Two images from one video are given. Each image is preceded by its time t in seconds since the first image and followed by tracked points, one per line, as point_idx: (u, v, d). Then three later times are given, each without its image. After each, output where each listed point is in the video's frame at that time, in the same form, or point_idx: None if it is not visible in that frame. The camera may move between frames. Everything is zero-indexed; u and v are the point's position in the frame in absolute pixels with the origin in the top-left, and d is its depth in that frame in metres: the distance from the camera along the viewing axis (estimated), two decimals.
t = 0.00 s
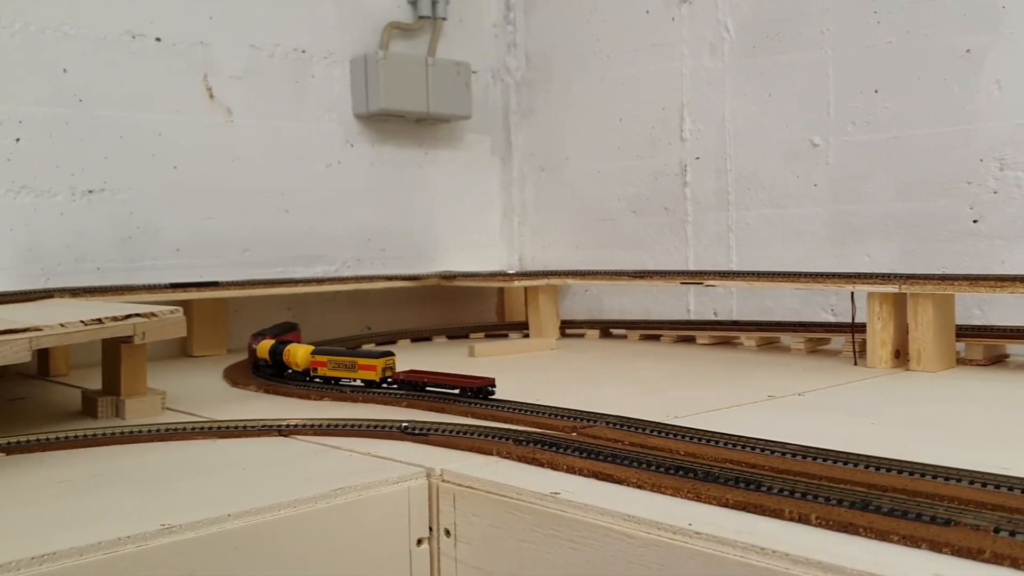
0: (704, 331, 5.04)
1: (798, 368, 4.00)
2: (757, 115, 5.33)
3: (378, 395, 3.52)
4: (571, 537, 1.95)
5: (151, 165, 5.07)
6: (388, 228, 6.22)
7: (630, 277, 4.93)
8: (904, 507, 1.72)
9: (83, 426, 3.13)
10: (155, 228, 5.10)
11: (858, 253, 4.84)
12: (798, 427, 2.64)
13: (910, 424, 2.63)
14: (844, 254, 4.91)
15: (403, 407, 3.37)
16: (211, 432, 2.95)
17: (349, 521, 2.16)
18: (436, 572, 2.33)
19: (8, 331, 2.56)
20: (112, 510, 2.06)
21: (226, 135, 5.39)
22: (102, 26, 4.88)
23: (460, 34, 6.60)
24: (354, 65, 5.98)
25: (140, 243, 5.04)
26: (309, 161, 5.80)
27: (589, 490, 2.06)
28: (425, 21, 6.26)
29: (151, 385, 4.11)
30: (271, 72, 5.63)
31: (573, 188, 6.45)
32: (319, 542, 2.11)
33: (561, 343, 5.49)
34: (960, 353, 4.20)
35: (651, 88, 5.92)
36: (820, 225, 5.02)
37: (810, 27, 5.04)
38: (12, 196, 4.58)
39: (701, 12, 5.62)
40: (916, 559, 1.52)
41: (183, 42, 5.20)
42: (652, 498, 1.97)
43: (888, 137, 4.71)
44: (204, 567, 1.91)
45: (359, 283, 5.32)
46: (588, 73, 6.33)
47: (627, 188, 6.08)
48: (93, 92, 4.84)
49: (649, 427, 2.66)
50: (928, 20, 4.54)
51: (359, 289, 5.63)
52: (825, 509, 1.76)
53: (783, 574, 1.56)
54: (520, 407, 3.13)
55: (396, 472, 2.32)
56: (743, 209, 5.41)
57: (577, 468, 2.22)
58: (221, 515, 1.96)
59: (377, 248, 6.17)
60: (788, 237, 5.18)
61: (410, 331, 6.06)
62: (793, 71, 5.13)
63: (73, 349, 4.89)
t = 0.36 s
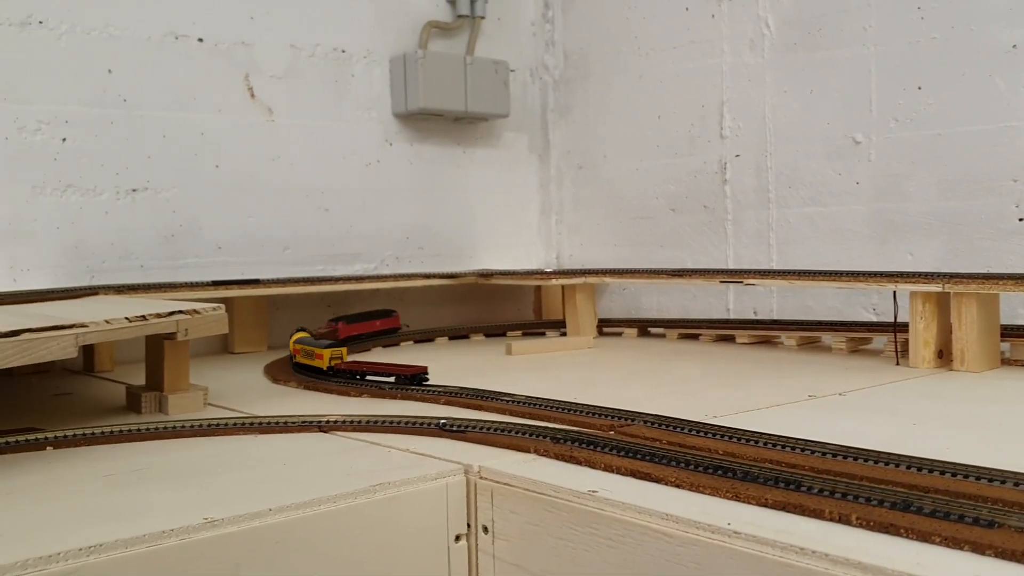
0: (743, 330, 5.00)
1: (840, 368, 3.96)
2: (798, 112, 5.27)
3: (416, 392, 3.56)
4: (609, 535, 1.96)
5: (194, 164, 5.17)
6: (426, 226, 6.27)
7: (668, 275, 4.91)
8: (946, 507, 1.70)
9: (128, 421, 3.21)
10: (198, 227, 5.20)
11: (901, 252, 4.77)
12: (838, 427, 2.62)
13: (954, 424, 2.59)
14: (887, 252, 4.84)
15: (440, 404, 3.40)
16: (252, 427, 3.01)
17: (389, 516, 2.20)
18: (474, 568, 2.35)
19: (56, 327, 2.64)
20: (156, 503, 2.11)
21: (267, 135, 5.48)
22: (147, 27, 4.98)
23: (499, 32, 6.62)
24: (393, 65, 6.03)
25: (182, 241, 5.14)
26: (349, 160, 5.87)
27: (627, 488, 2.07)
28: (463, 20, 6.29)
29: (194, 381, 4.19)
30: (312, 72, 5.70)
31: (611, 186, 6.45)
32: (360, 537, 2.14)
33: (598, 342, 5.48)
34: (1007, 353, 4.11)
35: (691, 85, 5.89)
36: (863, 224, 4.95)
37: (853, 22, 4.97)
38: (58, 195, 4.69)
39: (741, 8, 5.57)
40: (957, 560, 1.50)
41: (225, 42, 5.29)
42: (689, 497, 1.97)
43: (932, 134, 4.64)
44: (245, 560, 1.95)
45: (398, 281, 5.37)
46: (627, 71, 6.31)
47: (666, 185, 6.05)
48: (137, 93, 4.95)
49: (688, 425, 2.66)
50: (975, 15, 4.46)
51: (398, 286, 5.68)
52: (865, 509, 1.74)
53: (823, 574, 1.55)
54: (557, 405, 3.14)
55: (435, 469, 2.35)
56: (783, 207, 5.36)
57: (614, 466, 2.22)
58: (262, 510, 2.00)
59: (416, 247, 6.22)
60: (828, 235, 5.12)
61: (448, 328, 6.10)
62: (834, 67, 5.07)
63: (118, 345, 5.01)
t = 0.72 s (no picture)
0: (762, 330, 4.98)
1: (860, 368, 3.93)
2: (817, 111, 5.24)
3: (434, 392, 3.58)
4: (625, 535, 1.96)
5: (212, 165, 5.21)
6: (444, 226, 6.29)
7: (685, 275, 4.90)
8: (965, 508, 1.69)
9: (147, 420, 3.24)
10: (217, 227, 5.25)
11: (921, 251, 4.74)
12: (857, 427, 2.60)
13: (975, 425, 2.56)
14: (907, 252, 4.81)
15: (458, 403, 3.42)
16: (270, 427, 3.04)
17: (407, 515, 2.21)
18: (492, 567, 2.36)
19: (76, 327, 2.67)
20: (174, 502, 2.13)
21: (286, 135, 5.52)
22: (166, 28, 5.02)
23: (517, 32, 6.62)
24: (411, 65, 6.05)
25: (201, 240, 5.19)
26: (367, 160, 5.90)
27: (644, 488, 2.07)
28: (481, 20, 6.30)
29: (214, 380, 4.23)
30: (329, 72, 5.73)
31: (628, 186, 6.44)
32: (378, 536, 2.16)
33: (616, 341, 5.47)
34: None
35: (708, 85, 5.87)
36: (883, 223, 4.92)
37: (872, 20, 4.94)
38: (79, 195, 4.74)
39: (759, 6, 5.55)
40: (976, 561, 1.49)
41: (243, 43, 5.33)
42: (706, 497, 1.97)
43: (952, 131, 4.60)
44: (262, 559, 1.97)
45: (415, 280, 5.38)
46: (644, 71, 6.30)
47: (684, 185, 6.03)
48: (157, 94, 4.99)
49: (706, 425, 2.65)
50: (996, 12, 4.41)
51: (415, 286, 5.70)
52: (884, 510, 1.73)
53: (840, 574, 1.55)
54: (575, 404, 3.14)
55: (452, 468, 2.36)
56: (803, 207, 5.32)
57: (631, 466, 2.22)
58: (279, 509, 2.02)
59: (433, 246, 6.23)
60: (847, 235, 5.09)
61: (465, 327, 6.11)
62: (854, 65, 5.04)
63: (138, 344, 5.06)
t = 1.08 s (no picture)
0: (763, 330, 4.98)
1: (860, 368, 3.94)
2: (817, 112, 5.25)
3: (435, 392, 3.59)
4: (627, 535, 1.97)
5: (215, 166, 5.22)
6: (446, 227, 6.30)
7: (686, 275, 4.91)
8: (965, 508, 1.69)
9: (150, 421, 3.25)
10: (219, 228, 5.26)
11: (921, 251, 4.74)
12: (858, 427, 2.61)
13: (975, 425, 2.56)
14: (908, 252, 4.81)
15: (460, 404, 3.43)
16: (271, 428, 3.05)
17: (408, 515, 2.22)
18: (494, 567, 2.36)
19: (79, 328, 2.68)
20: (178, 502, 2.14)
21: (288, 137, 5.53)
22: (169, 30, 5.04)
23: (519, 33, 6.63)
24: (413, 66, 6.06)
25: (204, 241, 5.20)
26: (368, 161, 5.91)
27: (645, 488, 2.08)
28: (483, 21, 6.32)
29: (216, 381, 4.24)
30: (332, 74, 5.74)
31: (629, 187, 6.45)
32: (380, 536, 2.17)
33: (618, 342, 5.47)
34: None
35: (709, 86, 5.87)
36: (883, 224, 4.92)
37: (872, 21, 4.94)
38: (82, 197, 4.75)
39: (760, 7, 5.55)
40: (975, 561, 1.49)
41: (246, 44, 5.34)
42: (706, 497, 1.98)
43: (953, 132, 4.60)
44: (265, 559, 1.98)
45: (416, 281, 5.39)
46: (645, 72, 6.31)
47: (684, 186, 6.04)
48: (159, 96, 5.01)
49: (707, 425, 2.66)
50: (995, 14, 4.42)
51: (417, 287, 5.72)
52: (884, 510, 1.74)
53: (840, 574, 1.55)
54: (576, 404, 3.15)
55: (454, 469, 2.37)
56: (803, 207, 5.33)
57: (633, 466, 2.23)
58: (281, 510, 2.03)
59: (435, 247, 6.24)
60: (847, 235, 5.10)
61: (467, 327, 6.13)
62: (854, 65, 5.04)
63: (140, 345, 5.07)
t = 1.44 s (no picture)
0: (756, 330, 4.98)
1: (854, 367, 3.94)
2: (810, 112, 5.25)
3: (429, 393, 3.58)
4: (621, 535, 1.96)
5: (208, 166, 5.20)
6: (440, 227, 6.28)
7: (680, 275, 4.91)
8: (959, 508, 1.69)
9: (143, 422, 3.23)
10: (212, 229, 5.24)
11: (914, 251, 4.75)
12: (852, 427, 2.60)
13: (969, 424, 2.56)
14: (901, 252, 4.82)
15: (453, 404, 3.42)
16: (264, 428, 3.03)
17: (401, 516, 2.21)
18: (488, 568, 2.35)
19: (71, 330, 2.66)
20: (171, 504, 2.13)
21: (281, 137, 5.51)
22: (161, 30, 5.02)
23: (512, 33, 6.63)
24: (406, 66, 6.05)
25: (198, 242, 5.19)
26: (362, 161, 5.89)
27: (639, 488, 2.07)
28: (477, 21, 6.31)
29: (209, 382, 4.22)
30: (325, 74, 5.73)
31: (623, 187, 6.45)
32: (373, 537, 2.15)
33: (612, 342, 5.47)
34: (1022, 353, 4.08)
35: (703, 86, 5.87)
36: (877, 223, 4.93)
37: (865, 21, 4.95)
38: (74, 198, 4.73)
39: (753, 6, 5.55)
40: (968, 561, 1.49)
41: (239, 44, 5.32)
42: (699, 497, 1.97)
43: (946, 131, 4.61)
44: (259, 561, 1.97)
45: (410, 282, 5.38)
46: (639, 72, 6.31)
47: (679, 185, 6.04)
48: (152, 96, 4.99)
49: (701, 425, 2.65)
50: (988, 13, 4.43)
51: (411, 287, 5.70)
52: (878, 509, 1.74)
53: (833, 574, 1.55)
54: (570, 405, 3.14)
55: (448, 470, 2.36)
56: (796, 207, 5.34)
57: (626, 466, 2.22)
58: (275, 511, 2.02)
59: (429, 247, 6.23)
60: (841, 235, 5.10)
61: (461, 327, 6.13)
62: (846, 65, 5.05)
63: (133, 346, 5.05)
